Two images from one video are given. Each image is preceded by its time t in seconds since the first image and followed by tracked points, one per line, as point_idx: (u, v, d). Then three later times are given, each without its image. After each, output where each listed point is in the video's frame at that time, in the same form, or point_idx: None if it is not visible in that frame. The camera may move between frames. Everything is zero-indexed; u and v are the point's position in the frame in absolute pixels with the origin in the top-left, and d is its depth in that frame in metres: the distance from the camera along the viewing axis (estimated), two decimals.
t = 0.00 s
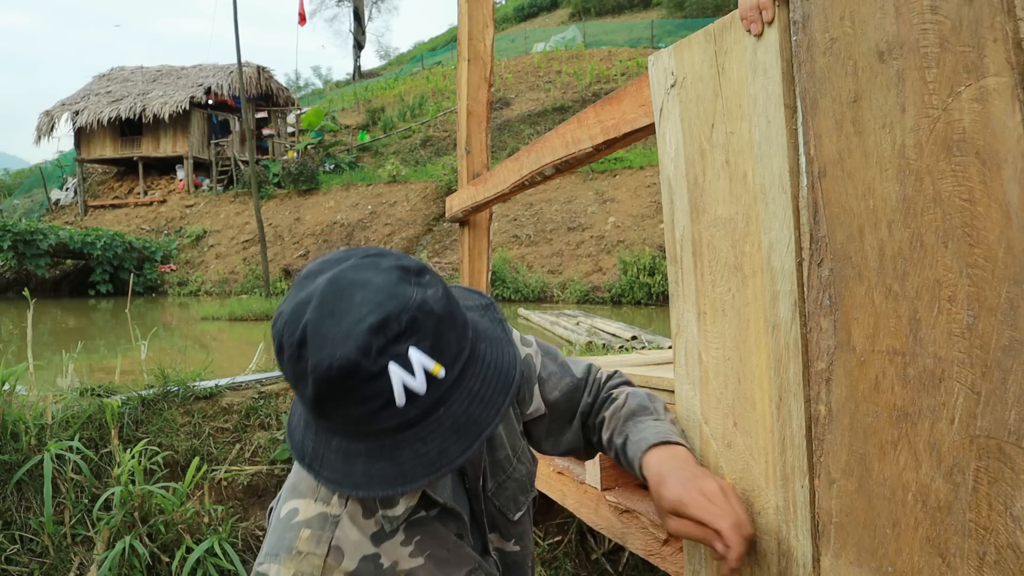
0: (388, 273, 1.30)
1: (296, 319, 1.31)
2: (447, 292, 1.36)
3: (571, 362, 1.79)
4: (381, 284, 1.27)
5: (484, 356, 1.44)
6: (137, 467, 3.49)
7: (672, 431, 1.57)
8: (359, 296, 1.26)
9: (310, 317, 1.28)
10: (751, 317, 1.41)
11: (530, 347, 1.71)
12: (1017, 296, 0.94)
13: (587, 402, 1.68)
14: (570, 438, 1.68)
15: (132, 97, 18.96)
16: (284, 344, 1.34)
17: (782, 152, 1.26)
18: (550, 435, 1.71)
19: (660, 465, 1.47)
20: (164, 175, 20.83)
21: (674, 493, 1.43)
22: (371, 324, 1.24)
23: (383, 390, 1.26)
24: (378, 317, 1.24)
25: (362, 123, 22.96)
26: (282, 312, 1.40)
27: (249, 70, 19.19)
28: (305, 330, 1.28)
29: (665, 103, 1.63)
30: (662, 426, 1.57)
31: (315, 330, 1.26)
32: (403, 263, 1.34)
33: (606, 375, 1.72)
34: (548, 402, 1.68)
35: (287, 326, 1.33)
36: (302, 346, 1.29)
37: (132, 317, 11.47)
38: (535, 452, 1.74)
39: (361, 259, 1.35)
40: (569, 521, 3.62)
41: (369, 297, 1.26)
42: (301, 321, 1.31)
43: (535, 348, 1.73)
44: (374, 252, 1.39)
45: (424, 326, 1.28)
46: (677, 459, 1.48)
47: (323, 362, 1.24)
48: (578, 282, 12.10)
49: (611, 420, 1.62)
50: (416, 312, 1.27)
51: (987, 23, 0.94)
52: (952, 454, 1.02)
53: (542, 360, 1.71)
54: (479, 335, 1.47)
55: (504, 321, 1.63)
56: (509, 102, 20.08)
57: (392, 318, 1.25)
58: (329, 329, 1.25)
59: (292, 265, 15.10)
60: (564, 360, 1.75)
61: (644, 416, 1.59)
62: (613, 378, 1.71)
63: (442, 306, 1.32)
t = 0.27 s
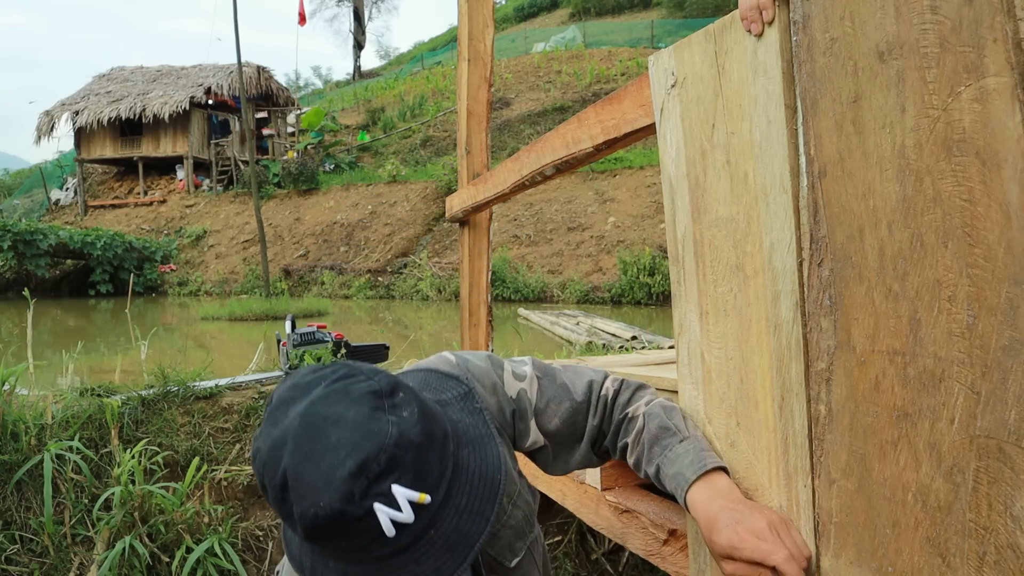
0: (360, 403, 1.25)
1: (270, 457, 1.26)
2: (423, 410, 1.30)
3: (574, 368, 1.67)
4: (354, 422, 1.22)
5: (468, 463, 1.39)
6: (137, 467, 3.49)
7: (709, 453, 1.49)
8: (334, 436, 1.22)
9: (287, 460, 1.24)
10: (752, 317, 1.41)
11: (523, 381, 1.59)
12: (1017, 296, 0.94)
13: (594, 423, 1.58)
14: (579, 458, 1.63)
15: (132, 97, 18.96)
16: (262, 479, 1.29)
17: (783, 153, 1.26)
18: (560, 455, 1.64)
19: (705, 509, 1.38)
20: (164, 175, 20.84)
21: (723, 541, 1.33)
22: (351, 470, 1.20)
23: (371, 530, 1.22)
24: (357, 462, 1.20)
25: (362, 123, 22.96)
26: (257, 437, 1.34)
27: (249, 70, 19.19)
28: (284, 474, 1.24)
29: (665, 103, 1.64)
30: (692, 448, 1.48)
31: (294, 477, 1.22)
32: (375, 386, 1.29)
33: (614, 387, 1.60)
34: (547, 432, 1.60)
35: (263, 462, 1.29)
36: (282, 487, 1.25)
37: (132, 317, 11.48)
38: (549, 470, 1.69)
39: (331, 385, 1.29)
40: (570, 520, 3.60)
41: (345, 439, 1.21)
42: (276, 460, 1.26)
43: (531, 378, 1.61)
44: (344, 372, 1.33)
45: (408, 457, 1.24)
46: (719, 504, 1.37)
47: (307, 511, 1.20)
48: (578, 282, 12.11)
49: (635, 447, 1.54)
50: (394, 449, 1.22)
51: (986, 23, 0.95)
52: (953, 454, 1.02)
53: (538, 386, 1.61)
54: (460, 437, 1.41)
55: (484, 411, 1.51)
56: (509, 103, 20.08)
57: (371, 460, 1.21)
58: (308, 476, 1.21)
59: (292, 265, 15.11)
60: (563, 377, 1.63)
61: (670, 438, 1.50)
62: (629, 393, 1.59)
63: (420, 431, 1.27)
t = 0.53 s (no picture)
0: (339, 490, 1.27)
1: (259, 556, 1.28)
2: (403, 486, 1.31)
3: (576, 375, 1.71)
4: (335, 512, 1.24)
5: (456, 529, 1.38)
6: (137, 467, 3.49)
7: (715, 455, 1.51)
8: (319, 528, 1.24)
9: (276, 557, 1.26)
10: (753, 318, 1.41)
11: (526, 409, 1.61)
12: (1016, 296, 0.94)
13: (601, 429, 1.63)
14: (592, 462, 1.67)
15: (132, 97, 18.95)
16: None
17: (784, 152, 1.26)
18: (573, 464, 1.69)
19: (707, 516, 1.41)
20: (164, 175, 20.83)
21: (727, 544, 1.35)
22: (337, 561, 1.21)
23: None
24: (343, 552, 1.21)
25: (362, 123, 22.96)
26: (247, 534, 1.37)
27: (249, 71, 19.18)
28: (275, 571, 1.26)
29: (666, 103, 1.64)
30: (698, 450, 1.51)
31: (284, 573, 1.24)
32: (353, 469, 1.30)
33: (615, 390, 1.65)
34: (556, 447, 1.64)
35: (253, 560, 1.31)
36: None
37: (132, 317, 11.47)
38: (568, 477, 1.73)
39: (308, 475, 1.31)
40: (570, 521, 3.59)
41: (329, 530, 1.23)
42: (265, 558, 1.28)
43: (534, 401, 1.63)
44: (320, 456, 1.34)
45: (394, 539, 1.24)
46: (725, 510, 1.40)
47: None
48: (578, 282, 12.10)
49: (639, 441, 1.58)
50: (379, 534, 1.23)
51: (987, 23, 0.95)
52: (953, 454, 1.02)
53: (541, 405, 1.65)
54: (444, 502, 1.39)
55: (466, 467, 1.48)
56: (509, 103, 20.07)
57: (357, 548, 1.21)
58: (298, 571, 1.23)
59: (292, 265, 15.10)
60: (565, 391, 1.67)
61: (674, 437, 1.54)
62: (631, 391, 1.65)
63: (403, 509, 1.27)
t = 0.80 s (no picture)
0: (351, 568, 1.22)
1: None
2: (417, 553, 1.26)
3: (580, 380, 1.72)
4: None
5: None
6: (137, 467, 3.50)
7: (714, 459, 1.51)
8: None
9: None
10: (753, 317, 1.41)
11: (536, 423, 1.61)
12: (1017, 296, 0.94)
13: (609, 432, 1.64)
14: (601, 464, 1.69)
15: (132, 97, 18.95)
16: None
17: (784, 153, 1.26)
18: (583, 468, 1.70)
19: (705, 525, 1.42)
20: (164, 175, 20.83)
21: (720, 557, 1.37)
22: None
23: None
24: None
25: (362, 123, 22.96)
26: None
27: (249, 70, 19.18)
28: None
29: (666, 103, 1.64)
30: (698, 455, 1.51)
31: None
32: (363, 541, 1.25)
33: (619, 391, 1.66)
34: (566, 456, 1.65)
35: None
36: None
37: (132, 317, 11.47)
38: (580, 479, 1.75)
39: (318, 548, 1.26)
40: (569, 521, 3.60)
41: None
42: None
43: (542, 413, 1.64)
44: (327, 526, 1.29)
45: None
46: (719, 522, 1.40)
47: None
48: (578, 282, 12.10)
49: (639, 441, 1.60)
50: None
51: (987, 23, 0.95)
52: (954, 454, 1.02)
53: (549, 413, 1.65)
54: (456, 558, 1.34)
55: (473, 513, 1.44)
56: (509, 102, 20.07)
57: None
58: None
59: (292, 265, 15.10)
60: (571, 398, 1.67)
61: (675, 440, 1.54)
62: (635, 391, 1.66)
63: None
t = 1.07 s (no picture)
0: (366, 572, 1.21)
1: None
2: (430, 555, 1.26)
3: (583, 375, 1.71)
4: None
5: None
6: (137, 467, 3.50)
7: (711, 467, 1.52)
8: None
9: None
10: (753, 317, 1.41)
11: (539, 422, 1.62)
12: (1016, 296, 0.94)
13: (611, 428, 1.64)
14: (604, 460, 1.69)
15: (132, 97, 18.94)
16: None
17: (784, 153, 1.25)
18: (587, 463, 1.70)
19: (690, 537, 1.45)
20: (164, 175, 20.83)
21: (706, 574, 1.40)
22: None
23: None
24: None
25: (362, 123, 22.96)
26: None
27: (249, 70, 19.18)
28: None
29: (666, 103, 1.64)
30: (695, 460, 1.52)
31: None
32: (377, 546, 1.24)
33: (622, 387, 1.66)
34: (570, 452, 1.65)
35: None
36: None
37: (132, 317, 11.46)
38: (584, 474, 1.75)
39: (331, 554, 1.25)
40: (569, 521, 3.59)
41: None
42: None
43: (546, 411, 1.64)
44: (340, 532, 1.28)
45: None
46: (708, 537, 1.43)
47: None
48: (579, 282, 12.10)
49: (639, 438, 1.61)
50: None
51: (987, 23, 0.95)
52: (953, 454, 1.02)
53: (551, 410, 1.65)
54: (469, 560, 1.34)
55: (484, 515, 1.44)
56: (509, 102, 20.06)
57: None
58: None
59: (292, 265, 15.10)
60: (575, 395, 1.66)
61: (674, 442, 1.55)
62: (638, 388, 1.66)
63: None
